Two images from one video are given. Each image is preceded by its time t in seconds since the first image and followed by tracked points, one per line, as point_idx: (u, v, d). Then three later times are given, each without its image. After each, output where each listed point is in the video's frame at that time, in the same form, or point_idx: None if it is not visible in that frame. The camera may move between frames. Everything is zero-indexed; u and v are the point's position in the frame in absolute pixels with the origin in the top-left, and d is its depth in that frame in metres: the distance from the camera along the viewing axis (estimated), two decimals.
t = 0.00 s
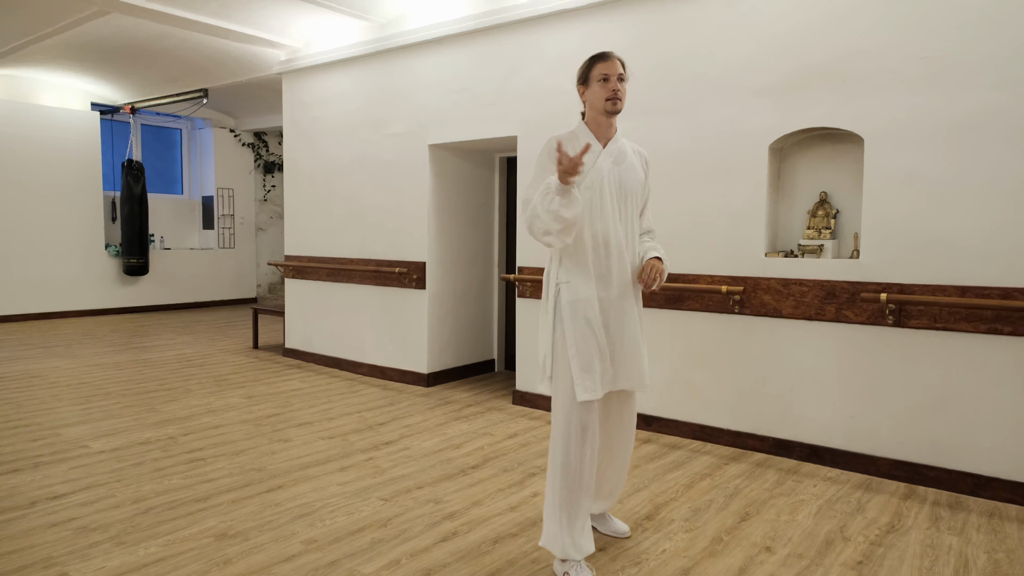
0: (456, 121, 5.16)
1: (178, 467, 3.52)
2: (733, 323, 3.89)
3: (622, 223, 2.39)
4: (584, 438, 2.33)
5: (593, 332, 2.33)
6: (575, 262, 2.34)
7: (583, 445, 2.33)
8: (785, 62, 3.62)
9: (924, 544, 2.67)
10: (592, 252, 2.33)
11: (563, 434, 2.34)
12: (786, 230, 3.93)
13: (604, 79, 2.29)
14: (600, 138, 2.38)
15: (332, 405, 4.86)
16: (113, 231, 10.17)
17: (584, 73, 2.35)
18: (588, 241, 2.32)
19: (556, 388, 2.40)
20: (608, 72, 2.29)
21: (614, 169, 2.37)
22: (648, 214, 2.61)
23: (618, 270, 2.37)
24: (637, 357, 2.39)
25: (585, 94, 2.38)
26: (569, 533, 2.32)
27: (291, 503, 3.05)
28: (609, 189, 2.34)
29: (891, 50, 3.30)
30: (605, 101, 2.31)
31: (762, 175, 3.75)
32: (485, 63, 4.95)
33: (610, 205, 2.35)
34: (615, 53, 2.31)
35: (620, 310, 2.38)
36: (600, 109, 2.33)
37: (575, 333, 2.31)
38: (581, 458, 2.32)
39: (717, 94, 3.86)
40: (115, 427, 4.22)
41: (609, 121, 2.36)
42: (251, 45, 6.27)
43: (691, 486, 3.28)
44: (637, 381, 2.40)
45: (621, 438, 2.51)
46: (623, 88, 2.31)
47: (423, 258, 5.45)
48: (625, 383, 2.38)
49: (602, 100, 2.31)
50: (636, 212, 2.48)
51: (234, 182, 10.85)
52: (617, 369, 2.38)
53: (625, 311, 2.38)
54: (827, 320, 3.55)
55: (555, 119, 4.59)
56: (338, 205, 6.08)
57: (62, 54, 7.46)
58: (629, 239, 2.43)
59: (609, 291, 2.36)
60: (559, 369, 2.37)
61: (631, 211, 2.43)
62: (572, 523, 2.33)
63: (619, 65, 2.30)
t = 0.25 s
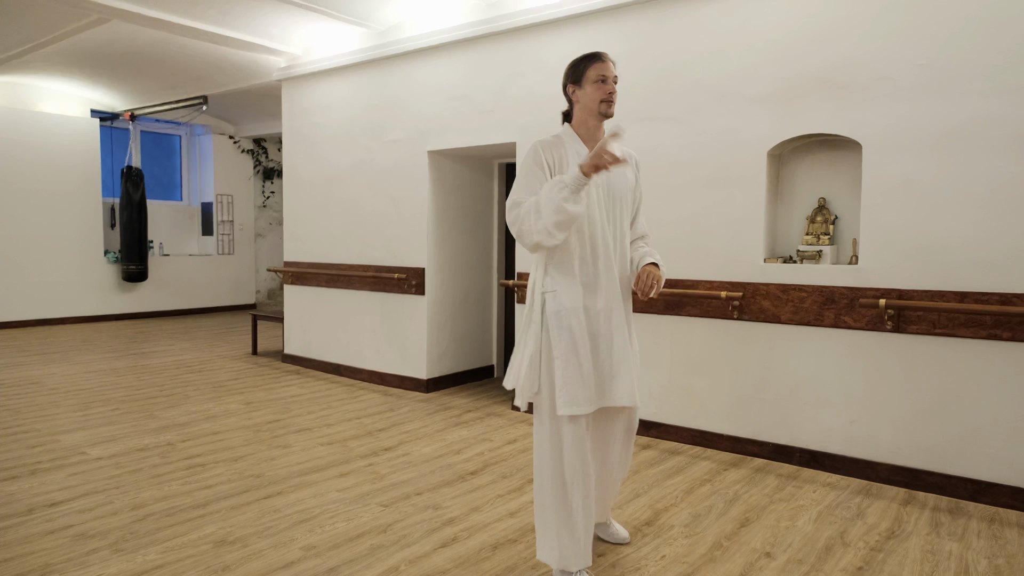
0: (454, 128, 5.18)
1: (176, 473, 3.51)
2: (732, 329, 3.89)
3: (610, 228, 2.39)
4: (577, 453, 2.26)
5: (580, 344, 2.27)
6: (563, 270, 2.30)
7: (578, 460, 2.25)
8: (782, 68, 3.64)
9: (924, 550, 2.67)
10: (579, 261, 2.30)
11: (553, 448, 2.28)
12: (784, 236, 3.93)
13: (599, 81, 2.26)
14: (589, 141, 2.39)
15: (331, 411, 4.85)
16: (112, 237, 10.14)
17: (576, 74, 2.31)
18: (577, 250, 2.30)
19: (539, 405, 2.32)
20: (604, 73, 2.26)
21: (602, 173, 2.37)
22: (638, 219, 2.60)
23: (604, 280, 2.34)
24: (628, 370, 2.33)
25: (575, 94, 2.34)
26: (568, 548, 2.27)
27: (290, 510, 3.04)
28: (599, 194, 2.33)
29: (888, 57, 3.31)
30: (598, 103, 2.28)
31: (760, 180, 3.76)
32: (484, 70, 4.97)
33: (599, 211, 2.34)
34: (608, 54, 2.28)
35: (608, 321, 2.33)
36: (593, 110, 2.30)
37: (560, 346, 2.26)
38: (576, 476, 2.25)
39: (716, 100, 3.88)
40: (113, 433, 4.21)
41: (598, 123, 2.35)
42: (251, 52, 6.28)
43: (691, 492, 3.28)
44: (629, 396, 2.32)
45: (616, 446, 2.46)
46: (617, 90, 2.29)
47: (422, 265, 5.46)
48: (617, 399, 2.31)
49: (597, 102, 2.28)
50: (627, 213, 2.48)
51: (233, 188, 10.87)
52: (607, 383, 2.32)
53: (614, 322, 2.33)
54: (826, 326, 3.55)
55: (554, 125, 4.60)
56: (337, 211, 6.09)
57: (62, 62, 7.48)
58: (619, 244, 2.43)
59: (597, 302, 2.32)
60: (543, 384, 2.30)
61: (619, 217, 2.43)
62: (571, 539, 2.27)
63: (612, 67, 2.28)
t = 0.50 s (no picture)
0: (453, 129, 5.19)
1: (176, 474, 3.51)
2: (731, 330, 3.89)
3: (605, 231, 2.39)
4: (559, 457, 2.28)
5: (563, 353, 2.29)
6: (557, 278, 2.30)
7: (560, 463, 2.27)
8: (781, 70, 3.65)
9: (923, 551, 2.67)
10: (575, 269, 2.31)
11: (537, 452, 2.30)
12: (783, 237, 3.94)
13: (599, 78, 2.26)
14: (581, 140, 2.40)
15: (330, 412, 4.85)
16: (111, 239, 10.17)
17: (574, 70, 2.29)
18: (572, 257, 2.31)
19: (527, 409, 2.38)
20: (602, 70, 2.26)
21: (596, 172, 2.38)
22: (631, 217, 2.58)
23: (597, 288, 2.34)
24: (608, 384, 2.28)
25: (571, 91, 2.33)
26: (554, 551, 2.29)
27: (289, 511, 3.04)
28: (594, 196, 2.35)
29: (886, 59, 3.32)
30: (597, 101, 2.29)
31: (759, 182, 3.76)
32: (483, 71, 4.97)
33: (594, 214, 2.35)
34: (603, 52, 2.29)
35: (596, 331, 2.31)
36: (590, 108, 2.30)
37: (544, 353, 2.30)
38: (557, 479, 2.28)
39: (715, 102, 3.89)
40: (113, 435, 4.20)
41: (592, 122, 2.36)
42: (250, 53, 6.29)
43: (690, 493, 3.28)
44: (601, 411, 2.27)
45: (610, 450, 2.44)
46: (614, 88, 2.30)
47: (421, 266, 5.46)
48: (590, 411, 2.27)
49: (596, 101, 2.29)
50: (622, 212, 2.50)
51: (233, 190, 10.87)
52: (584, 395, 2.28)
53: (602, 332, 2.31)
54: (825, 327, 3.55)
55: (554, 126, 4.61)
56: (336, 213, 6.09)
57: (62, 63, 7.48)
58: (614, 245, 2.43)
59: (590, 310, 2.32)
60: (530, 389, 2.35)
61: (614, 218, 2.42)
62: (557, 542, 2.29)
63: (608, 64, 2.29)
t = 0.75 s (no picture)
0: (452, 130, 5.20)
1: (175, 476, 3.51)
2: (730, 331, 3.89)
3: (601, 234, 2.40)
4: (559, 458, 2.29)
5: (555, 356, 2.29)
6: (554, 282, 2.29)
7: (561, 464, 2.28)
8: (779, 72, 3.65)
9: (923, 552, 2.67)
10: (572, 273, 2.30)
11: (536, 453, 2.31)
12: (782, 238, 3.94)
13: (596, 79, 2.28)
14: (577, 141, 2.40)
15: (329, 414, 4.84)
16: (111, 240, 10.17)
17: (571, 71, 2.29)
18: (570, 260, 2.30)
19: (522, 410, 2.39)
20: (597, 71, 2.28)
21: (591, 174, 2.40)
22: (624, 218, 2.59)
23: (593, 291, 2.33)
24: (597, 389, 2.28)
25: (567, 92, 2.33)
26: (555, 551, 2.30)
27: (288, 512, 3.04)
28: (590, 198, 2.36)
29: (884, 60, 3.33)
30: (594, 102, 2.30)
31: (758, 183, 3.77)
32: (482, 72, 4.98)
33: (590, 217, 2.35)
34: (599, 53, 2.30)
35: (589, 335, 2.30)
36: (587, 109, 2.31)
37: (537, 356, 2.30)
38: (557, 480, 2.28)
39: (714, 103, 3.89)
40: (111, 436, 4.20)
41: (588, 124, 2.37)
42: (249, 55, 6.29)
43: (690, 494, 3.28)
44: (588, 416, 2.26)
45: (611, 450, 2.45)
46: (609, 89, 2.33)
47: (421, 267, 5.46)
48: (577, 416, 2.27)
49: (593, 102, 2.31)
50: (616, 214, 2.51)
51: (232, 191, 10.87)
52: (572, 399, 2.28)
53: (595, 336, 2.30)
54: (824, 328, 3.56)
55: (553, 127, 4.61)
56: (336, 214, 6.09)
57: (62, 65, 7.48)
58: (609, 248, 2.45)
59: (586, 314, 2.31)
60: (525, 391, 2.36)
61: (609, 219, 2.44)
62: (558, 542, 2.30)
63: (604, 65, 2.31)
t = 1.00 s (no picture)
0: (451, 131, 5.20)
1: (174, 478, 3.51)
2: (729, 331, 3.89)
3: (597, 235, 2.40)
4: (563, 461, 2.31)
5: (562, 354, 2.29)
6: (552, 283, 2.31)
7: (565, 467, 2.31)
8: (777, 72, 3.66)
9: (922, 551, 2.67)
10: (571, 274, 2.31)
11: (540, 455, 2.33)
12: (781, 238, 3.94)
13: (588, 83, 2.30)
14: (570, 143, 2.41)
15: (329, 415, 4.84)
16: (109, 242, 10.17)
17: (561, 75, 2.31)
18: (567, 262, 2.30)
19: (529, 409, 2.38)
20: (588, 75, 2.30)
21: (585, 176, 2.40)
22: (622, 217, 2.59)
23: (595, 290, 2.34)
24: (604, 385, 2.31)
25: (559, 96, 2.35)
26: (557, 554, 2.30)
27: (288, 514, 3.04)
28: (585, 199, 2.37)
29: (881, 61, 3.34)
30: (585, 105, 2.32)
31: (757, 183, 3.77)
32: (480, 73, 4.98)
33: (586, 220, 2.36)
34: (590, 57, 2.32)
35: (594, 333, 2.32)
36: (579, 112, 2.33)
37: (543, 354, 2.29)
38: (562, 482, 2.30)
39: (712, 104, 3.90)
40: (111, 439, 4.20)
41: (581, 126, 2.38)
42: (248, 57, 6.30)
43: (689, 495, 3.28)
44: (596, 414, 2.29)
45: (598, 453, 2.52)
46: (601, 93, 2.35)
47: (420, 269, 5.46)
48: (587, 412, 2.29)
49: (585, 106, 2.33)
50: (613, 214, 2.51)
51: (231, 193, 10.86)
52: (580, 397, 2.29)
53: (599, 334, 2.32)
54: (823, 328, 3.56)
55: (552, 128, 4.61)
56: (334, 215, 6.09)
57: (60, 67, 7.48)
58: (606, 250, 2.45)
59: (589, 313, 2.32)
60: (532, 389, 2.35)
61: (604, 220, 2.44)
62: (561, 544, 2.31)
63: (594, 69, 2.32)
